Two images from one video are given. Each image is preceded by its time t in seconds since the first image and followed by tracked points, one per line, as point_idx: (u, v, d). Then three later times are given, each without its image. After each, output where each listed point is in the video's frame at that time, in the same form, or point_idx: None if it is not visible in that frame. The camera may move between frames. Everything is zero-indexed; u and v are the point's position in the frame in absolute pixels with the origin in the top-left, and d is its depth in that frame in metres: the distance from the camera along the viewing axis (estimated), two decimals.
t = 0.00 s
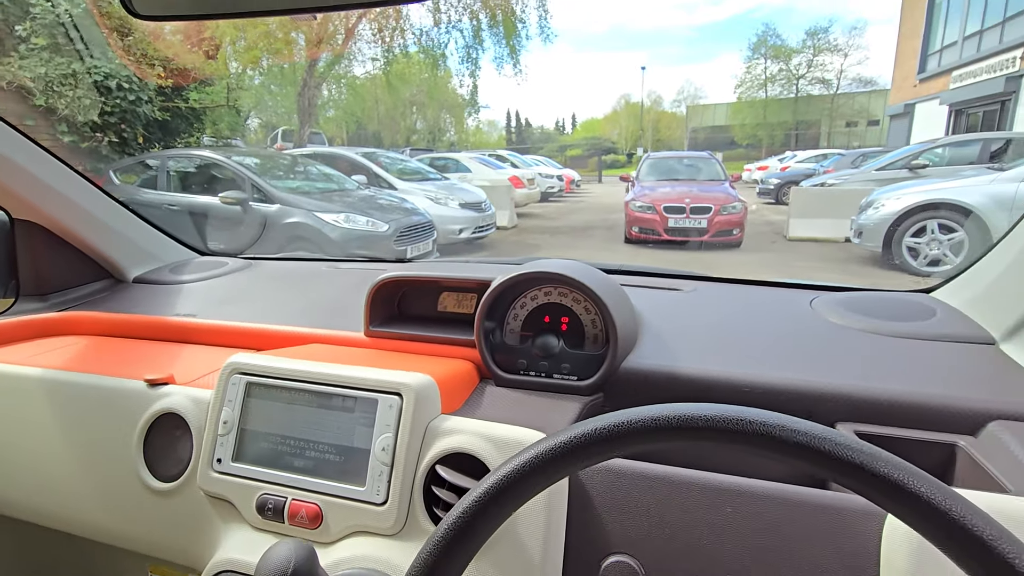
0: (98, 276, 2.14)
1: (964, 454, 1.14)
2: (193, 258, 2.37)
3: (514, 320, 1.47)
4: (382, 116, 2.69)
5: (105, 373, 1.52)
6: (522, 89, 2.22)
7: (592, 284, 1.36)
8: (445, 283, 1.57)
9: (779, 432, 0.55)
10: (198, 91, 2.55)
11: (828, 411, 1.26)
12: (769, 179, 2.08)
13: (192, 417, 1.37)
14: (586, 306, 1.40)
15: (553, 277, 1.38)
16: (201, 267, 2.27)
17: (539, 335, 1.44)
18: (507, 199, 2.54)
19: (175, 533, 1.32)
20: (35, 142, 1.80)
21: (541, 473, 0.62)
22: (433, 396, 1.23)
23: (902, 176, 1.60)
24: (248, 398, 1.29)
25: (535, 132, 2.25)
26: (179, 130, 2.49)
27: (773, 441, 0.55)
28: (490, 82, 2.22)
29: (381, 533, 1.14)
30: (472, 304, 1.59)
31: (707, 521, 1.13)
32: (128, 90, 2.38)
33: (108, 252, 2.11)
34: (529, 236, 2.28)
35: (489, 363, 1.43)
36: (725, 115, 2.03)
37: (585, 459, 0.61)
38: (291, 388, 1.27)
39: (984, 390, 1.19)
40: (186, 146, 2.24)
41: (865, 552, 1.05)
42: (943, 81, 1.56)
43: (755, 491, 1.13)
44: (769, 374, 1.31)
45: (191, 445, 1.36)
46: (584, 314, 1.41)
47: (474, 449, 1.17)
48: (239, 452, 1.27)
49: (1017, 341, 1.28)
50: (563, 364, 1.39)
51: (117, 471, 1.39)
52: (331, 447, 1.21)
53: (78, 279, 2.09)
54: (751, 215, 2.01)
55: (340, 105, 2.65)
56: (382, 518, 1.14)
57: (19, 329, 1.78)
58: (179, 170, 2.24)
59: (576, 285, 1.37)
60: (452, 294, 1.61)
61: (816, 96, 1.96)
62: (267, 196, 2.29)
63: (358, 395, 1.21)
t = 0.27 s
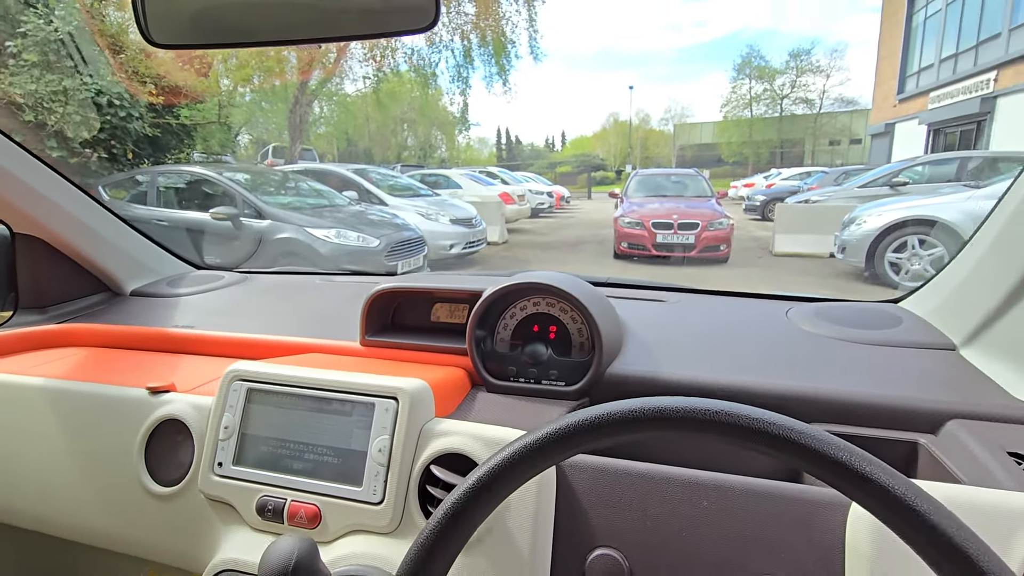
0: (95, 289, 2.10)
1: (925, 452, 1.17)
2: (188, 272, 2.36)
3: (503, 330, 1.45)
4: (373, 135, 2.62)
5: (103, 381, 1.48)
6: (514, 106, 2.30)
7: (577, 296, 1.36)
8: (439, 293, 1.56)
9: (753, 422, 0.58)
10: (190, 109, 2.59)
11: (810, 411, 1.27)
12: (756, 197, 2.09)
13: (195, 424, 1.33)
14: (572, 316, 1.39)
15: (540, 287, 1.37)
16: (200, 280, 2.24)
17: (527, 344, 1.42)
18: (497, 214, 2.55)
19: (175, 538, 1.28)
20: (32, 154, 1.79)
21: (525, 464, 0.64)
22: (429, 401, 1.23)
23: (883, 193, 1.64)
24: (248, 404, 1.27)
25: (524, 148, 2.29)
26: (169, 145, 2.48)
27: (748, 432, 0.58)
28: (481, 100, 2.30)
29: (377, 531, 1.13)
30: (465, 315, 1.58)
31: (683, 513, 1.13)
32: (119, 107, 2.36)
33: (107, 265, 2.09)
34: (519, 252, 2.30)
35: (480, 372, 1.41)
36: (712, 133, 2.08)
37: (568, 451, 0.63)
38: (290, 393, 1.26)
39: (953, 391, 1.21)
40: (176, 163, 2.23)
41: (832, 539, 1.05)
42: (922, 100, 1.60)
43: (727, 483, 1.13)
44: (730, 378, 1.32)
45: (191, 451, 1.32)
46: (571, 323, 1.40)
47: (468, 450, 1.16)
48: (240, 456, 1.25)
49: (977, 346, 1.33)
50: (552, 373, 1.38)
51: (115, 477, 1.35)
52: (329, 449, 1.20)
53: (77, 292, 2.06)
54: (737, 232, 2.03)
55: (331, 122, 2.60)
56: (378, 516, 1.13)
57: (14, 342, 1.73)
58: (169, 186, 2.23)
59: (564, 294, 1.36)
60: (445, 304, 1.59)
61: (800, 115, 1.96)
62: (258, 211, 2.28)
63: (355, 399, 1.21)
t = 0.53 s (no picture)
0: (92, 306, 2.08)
1: (897, 461, 1.16)
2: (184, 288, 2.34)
3: (493, 344, 1.44)
4: (366, 152, 2.62)
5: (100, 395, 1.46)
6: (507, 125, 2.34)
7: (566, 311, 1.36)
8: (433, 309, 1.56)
9: (730, 430, 0.59)
10: (184, 125, 2.58)
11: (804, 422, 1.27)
12: (745, 215, 2.16)
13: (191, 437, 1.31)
14: (561, 330, 1.39)
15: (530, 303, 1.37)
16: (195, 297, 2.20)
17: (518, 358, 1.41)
18: (490, 231, 2.59)
19: (173, 549, 1.25)
20: (28, 168, 1.79)
21: (508, 470, 0.65)
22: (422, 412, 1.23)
23: (870, 212, 1.67)
24: (244, 417, 1.26)
25: (517, 166, 2.33)
26: (163, 161, 2.45)
27: (724, 438, 0.58)
28: (473, 120, 2.34)
29: (370, 541, 1.12)
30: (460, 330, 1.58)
31: (662, 517, 1.13)
32: (113, 123, 2.37)
33: (103, 281, 2.07)
34: (511, 269, 2.32)
35: (471, 385, 1.40)
36: (702, 152, 2.14)
37: (551, 458, 0.64)
38: (285, 406, 1.25)
39: (926, 403, 1.21)
40: (169, 180, 2.22)
41: (806, 543, 1.05)
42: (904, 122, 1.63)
43: (708, 488, 1.13)
44: (711, 390, 1.31)
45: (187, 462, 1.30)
46: (560, 337, 1.40)
47: (461, 460, 1.16)
48: (236, 467, 1.23)
49: (946, 360, 1.33)
50: (542, 386, 1.37)
51: (111, 489, 1.33)
52: (323, 460, 1.19)
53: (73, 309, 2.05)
54: (727, 248, 2.09)
55: (325, 139, 2.66)
56: (371, 526, 1.12)
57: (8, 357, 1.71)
58: (160, 204, 2.20)
59: (553, 309, 1.36)
60: (439, 319, 1.60)
61: (787, 134, 2.04)
62: (251, 228, 2.28)
63: (350, 410, 1.21)
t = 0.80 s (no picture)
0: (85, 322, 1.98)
1: (877, 477, 1.15)
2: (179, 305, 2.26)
3: (487, 361, 1.45)
4: (362, 170, 2.67)
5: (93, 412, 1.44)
6: (500, 144, 2.28)
7: (554, 329, 1.36)
8: (425, 326, 1.57)
9: (711, 446, 0.60)
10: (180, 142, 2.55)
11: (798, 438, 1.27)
12: (737, 234, 2.30)
13: (185, 454, 1.30)
14: (552, 348, 1.39)
15: (519, 321, 1.38)
16: (191, 313, 2.15)
17: (509, 375, 1.42)
18: (484, 248, 2.65)
19: (164, 567, 1.23)
20: (27, 186, 1.70)
21: (497, 486, 0.65)
22: (414, 429, 1.22)
23: (860, 230, 1.69)
24: (237, 434, 1.25)
25: (512, 183, 2.37)
26: (157, 177, 2.52)
27: (704, 454, 0.60)
28: (468, 138, 2.25)
29: (361, 558, 1.10)
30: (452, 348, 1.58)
31: (648, 531, 1.12)
32: (109, 139, 2.32)
33: (98, 298, 1.97)
34: (506, 286, 2.36)
35: (464, 402, 1.40)
36: (695, 171, 2.26)
37: (538, 473, 0.64)
38: (278, 422, 1.24)
39: (917, 418, 1.21)
40: (162, 197, 2.29)
41: (789, 558, 1.04)
42: (891, 143, 1.63)
43: (695, 504, 1.12)
44: (697, 407, 1.30)
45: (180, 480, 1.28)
46: (550, 355, 1.40)
47: (452, 477, 1.15)
48: (230, 483, 1.21)
49: (926, 377, 1.31)
50: (531, 402, 1.37)
51: (102, 507, 1.31)
52: (316, 476, 1.18)
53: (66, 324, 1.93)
54: (719, 266, 2.15)
55: (320, 156, 2.72)
56: (363, 542, 1.10)
57: None
58: (155, 220, 2.24)
59: (543, 327, 1.37)
60: (431, 337, 1.60)
61: (777, 154, 2.13)
62: (246, 245, 2.34)
63: (342, 427, 1.20)
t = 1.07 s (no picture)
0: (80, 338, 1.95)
1: (864, 494, 1.14)
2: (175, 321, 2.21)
3: (480, 379, 1.44)
4: (359, 186, 2.74)
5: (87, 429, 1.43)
6: (496, 160, 2.34)
7: (547, 346, 1.36)
8: (420, 343, 1.56)
9: (698, 463, 0.61)
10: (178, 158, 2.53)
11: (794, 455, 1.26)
12: (730, 250, 2.19)
13: (179, 470, 1.28)
14: (545, 365, 1.39)
15: (512, 339, 1.37)
16: (186, 330, 2.12)
17: (503, 392, 1.41)
18: (480, 263, 2.71)
19: None
20: (26, 203, 1.69)
21: (489, 503, 0.65)
22: (409, 446, 1.22)
23: (852, 248, 1.71)
24: (232, 450, 1.24)
25: (509, 200, 2.46)
26: (154, 193, 2.50)
27: (690, 470, 0.60)
28: (465, 152, 2.29)
29: None
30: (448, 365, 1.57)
31: (638, 547, 1.11)
32: (107, 155, 2.30)
33: (96, 315, 1.95)
34: (500, 301, 2.43)
35: (458, 420, 1.39)
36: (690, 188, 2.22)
37: (530, 489, 0.64)
38: (273, 439, 1.23)
39: (911, 435, 1.21)
40: (157, 213, 2.31)
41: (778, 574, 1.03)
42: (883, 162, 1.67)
43: (685, 520, 1.12)
44: (688, 424, 1.29)
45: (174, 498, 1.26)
46: (544, 372, 1.39)
47: (446, 493, 1.14)
48: (223, 500, 1.20)
49: (913, 395, 1.31)
50: (526, 420, 1.36)
51: (95, 525, 1.29)
52: (311, 493, 1.17)
53: (61, 340, 1.90)
54: (714, 282, 2.16)
55: (318, 172, 2.75)
56: (357, 560, 1.09)
57: None
58: (150, 235, 2.25)
59: (536, 344, 1.36)
60: (427, 354, 1.59)
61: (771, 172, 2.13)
62: (243, 260, 2.37)
63: (337, 444, 1.19)
